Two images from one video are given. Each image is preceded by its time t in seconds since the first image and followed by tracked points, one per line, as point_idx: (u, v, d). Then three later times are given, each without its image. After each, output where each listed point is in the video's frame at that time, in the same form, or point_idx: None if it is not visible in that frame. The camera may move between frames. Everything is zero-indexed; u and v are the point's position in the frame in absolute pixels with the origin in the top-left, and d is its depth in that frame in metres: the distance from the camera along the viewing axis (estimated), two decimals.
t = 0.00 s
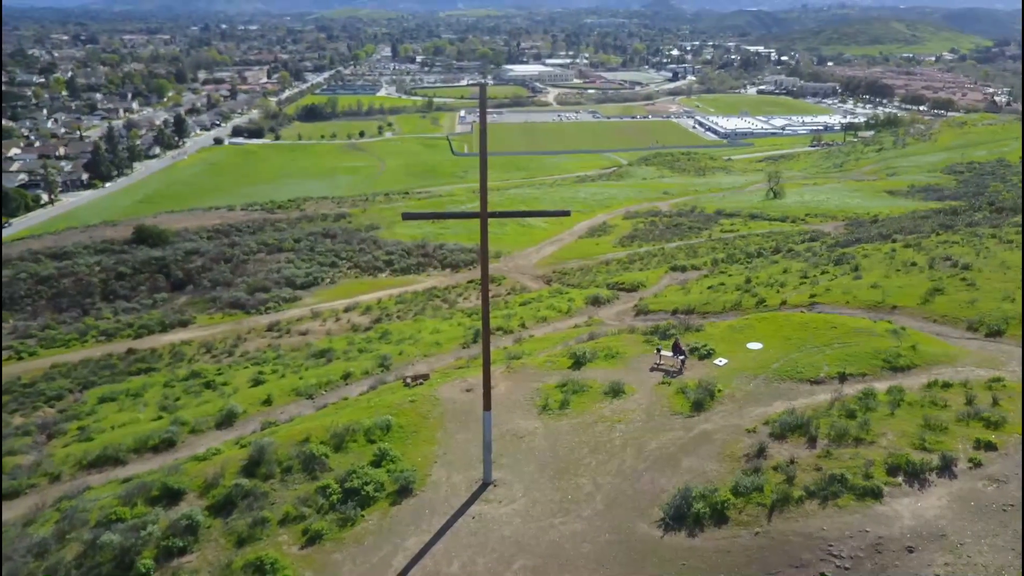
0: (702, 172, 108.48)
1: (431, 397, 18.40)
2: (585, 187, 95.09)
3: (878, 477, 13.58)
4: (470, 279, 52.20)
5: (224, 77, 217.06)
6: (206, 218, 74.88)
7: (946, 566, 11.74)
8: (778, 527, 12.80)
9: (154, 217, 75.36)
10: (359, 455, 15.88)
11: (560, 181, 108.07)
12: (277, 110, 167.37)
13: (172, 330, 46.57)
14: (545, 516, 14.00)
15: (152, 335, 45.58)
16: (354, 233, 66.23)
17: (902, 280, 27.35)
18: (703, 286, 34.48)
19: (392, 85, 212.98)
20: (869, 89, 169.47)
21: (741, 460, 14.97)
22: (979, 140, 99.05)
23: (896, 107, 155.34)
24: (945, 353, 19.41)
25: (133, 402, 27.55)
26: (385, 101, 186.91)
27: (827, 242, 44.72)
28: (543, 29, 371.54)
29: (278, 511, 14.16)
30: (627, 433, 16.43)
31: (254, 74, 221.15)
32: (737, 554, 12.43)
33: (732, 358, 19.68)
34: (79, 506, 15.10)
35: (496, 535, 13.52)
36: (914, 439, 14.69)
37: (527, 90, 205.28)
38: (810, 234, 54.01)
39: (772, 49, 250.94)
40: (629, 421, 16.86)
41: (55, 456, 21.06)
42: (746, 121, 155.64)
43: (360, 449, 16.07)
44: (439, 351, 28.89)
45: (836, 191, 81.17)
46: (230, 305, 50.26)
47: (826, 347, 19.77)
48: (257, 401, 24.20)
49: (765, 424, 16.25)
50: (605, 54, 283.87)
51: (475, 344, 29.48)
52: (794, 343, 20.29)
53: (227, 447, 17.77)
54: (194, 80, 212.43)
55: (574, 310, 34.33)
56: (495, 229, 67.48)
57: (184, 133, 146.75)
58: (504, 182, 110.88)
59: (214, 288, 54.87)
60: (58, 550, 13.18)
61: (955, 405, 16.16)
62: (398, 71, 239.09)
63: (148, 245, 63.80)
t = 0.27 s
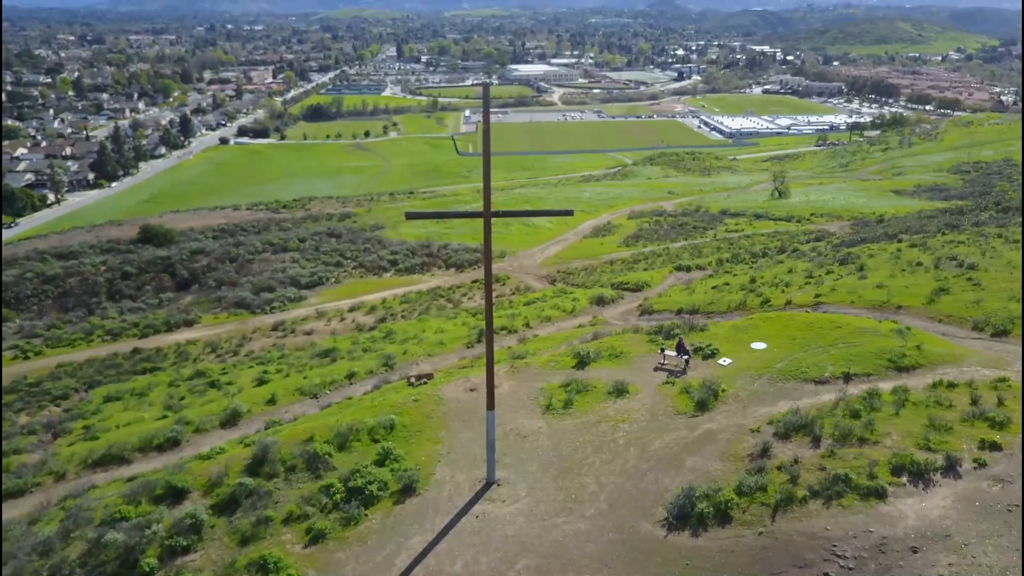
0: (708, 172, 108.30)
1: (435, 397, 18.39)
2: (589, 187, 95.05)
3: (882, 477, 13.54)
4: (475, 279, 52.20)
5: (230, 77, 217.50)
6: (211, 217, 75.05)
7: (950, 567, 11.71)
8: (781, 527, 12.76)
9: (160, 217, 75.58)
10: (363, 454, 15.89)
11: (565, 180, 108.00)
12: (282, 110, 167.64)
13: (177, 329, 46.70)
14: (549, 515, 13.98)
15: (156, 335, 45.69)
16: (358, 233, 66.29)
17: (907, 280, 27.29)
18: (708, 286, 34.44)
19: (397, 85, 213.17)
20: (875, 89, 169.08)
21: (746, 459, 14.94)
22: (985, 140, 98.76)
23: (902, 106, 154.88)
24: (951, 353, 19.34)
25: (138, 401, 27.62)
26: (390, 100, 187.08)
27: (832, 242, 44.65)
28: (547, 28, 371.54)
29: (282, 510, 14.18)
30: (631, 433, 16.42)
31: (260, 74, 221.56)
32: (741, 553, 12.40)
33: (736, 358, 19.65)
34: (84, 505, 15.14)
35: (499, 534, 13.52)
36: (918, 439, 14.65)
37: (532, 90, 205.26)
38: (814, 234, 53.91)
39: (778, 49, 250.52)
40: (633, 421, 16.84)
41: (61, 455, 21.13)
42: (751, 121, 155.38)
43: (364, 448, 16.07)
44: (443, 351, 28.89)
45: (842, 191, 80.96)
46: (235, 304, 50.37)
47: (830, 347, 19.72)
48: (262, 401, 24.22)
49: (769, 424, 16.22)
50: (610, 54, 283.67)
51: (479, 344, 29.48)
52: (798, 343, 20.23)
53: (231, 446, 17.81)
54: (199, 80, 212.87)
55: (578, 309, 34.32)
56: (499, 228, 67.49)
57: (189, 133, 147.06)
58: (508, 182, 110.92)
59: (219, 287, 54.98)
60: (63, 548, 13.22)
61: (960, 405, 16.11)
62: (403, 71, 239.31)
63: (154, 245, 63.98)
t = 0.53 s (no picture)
0: (711, 171, 108.12)
1: (436, 397, 18.36)
2: (593, 186, 95.02)
3: (883, 477, 13.49)
4: (477, 278, 52.20)
5: (233, 77, 217.76)
6: (214, 217, 75.17)
7: (951, 568, 11.65)
8: (781, 528, 12.73)
9: (164, 217, 75.72)
10: (364, 453, 15.88)
11: (568, 180, 107.94)
12: (286, 110, 167.83)
13: (180, 329, 46.76)
14: (549, 515, 13.97)
15: (159, 335, 45.77)
16: (361, 232, 66.29)
17: (910, 280, 27.20)
18: (710, 285, 34.39)
19: (400, 85, 213.21)
20: (879, 88, 168.69)
21: (747, 460, 14.91)
22: (989, 139, 98.51)
23: (906, 105, 154.49)
24: (953, 353, 19.26)
25: (140, 401, 27.64)
26: (394, 100, 187.12)
27: (835, 241, 44.59)
28: (551, 28, 371.45)
29: (282, 510, 14.18)
30: (632, 433, 16.39)
31: (264, 74, 221.86)
32: (740, 554, 12.38)
33: (738, 358, 19.60)
34: (84, 505, 15.16)
35: (499, 535, 13.50)
36: (919, 439, 14.59)
37: (536, 90, 205.22)
38: (818, 233, 53.81)
39: (782, 48, 250.04)
40: (634, 421, 16.82)
41: (63, 455, 21.18)
42: (755, 120, 155.18)
43: (364, 448, 16.07)
44: (444, 350, 28.87)
45: (846, 190, 80.77)
46: (237, 304, 50.43)
47: (832, 347, 19.67)
48: (263, 400, 24.22)
49: (770, 424, 16.21)
50: (614, 53, 283.51)
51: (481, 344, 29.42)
52: (800, 343, 20.17)
53: (232, 446, 17.80)
54: (203, 80, 213.25)
55: (580, 309, 34.32)
56: (502, 228, 67.47)
57: (194, 133, 147.25)
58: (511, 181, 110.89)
59: (222, 287, 55.04)
60: (63, 548, 13.25)
61: (962, 405, 16.07)
62: (406, 71, 239.41)
63: (157, 244, 64.09)
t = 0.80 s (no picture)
0: (713, 170, 108.00)
1: (433, 397, 18.30)
2: (594, 185, 94.97)
3: (880, 479, 13.40)
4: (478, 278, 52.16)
5: (235, 76, 217.73)
6: (215, 216, 75.17)
7: (948, 570, 11.57)
8: (777, 529, 12.65)
9: (165, 216, 75.70)
10: (359, 454, 15.81)
11: (569, 179, 107.85)
12: (287, 109, 167.87)
13: (180, 328, 46.74)
14: (544, 517, 13.89)
15: (159, 334, 45.77)
16: (362, 231, 66.24)
17: (910, 279, 27.08)
18: (709, 285, 34.35)
19: (402, 84, 213.06)
20: (881, 87, 168.47)
21: (744, 461, 14.83)
22: (991, 137, 98.34)
23: (908, 104, 154.25)
24: (952, 353, 19.16)
25: (138, 400, 27.62)
26: (395, 99, 187.04)
27: (836, 240, 44.47)
28: (553, 27, 371.28)
29: (276, 511, 14.11)
30: (628, 433, 16.31)
31: (265, 73, 221.69)
32: (736, 556, 12.29)
33: (736, 358, 19.51)
34: (78, 506, 15.11)
35: (494, 536, 13.43)
36: (918, 440, 14.50)
37: (538, 89, 205.14)
38: (819, 232, 53.70)
39: (784, 46, 249.83)
40: (631, 422, 16.74)
41: (59, 454, 21.16)
42: (757, 119, 154.97)
43: (360, 448, 15.99)
44: (443, 350, 28.79)
45: (847, 189, 80.66)
46: (237, 304, 50.39)
47: (831, 347, 19.59)
48: (261, 400, 24.16)
49: (768, 425, 16.12)
50: (616, 52, 283.33)
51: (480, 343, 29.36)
52: (798, 342, 20.08)
53: (228, 446, 17.74)
54: (205, 79, 213.27)
55: (579, 308, 34.26)
56: (502, 227, 67.35)
57: (195, 132, 147.24)
58: (512, 180, 110.79)
59: (222, 286, 55.05)
60: (56, 549, 13.20)
61: (961, 406, 15.97)
62: (408, 70, 239.32)
63: (157, 244, 64.06)
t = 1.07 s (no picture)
0: (714, 168, 107.74)
1: (426, 397, 18.15)
2: (594, 184, 94.75)
3: (876, 482, 13.25)
4: (477, 276, 52.01)
5: (236, 74, 217.59)
6: (215, 215, 75.05)
7: None
8: (771, 533, 12.52)
9: (165, 215, 75.64)
10: (352, 455, 15.70)
11: (570, 177, 107.59)
12: (289, 108, 167.75)
13: (178, 327, 46.64)
14: (536, 520, 13.75)
15: (157, 333, 45.67)
16: (361, 230, 66.07)
17: (909, 279, 26.94)
18: (708, 284, 34.26)
19: (404, 83, 212.92)
20: (884, 85, 168.02)
21: (738, 463, 14.69)
22: (993, 136, 97.98)
23: (910, 102, 153.73)
24: (950, 354, 18.99)
25: (133, 400, 27.51)
26: (397, 97, 186.82)
27: (835, 240, 44.26)
28: (555, 25, 370.70)
29: (266, 514, 13.98)
30: (622, 435, 16.18)
31: (267, 71, 221.51)
32: (729, 560, 12.16)
33: (732, 359, 19.36)
34: (68, 508, 14.99)
35: (485, 539, 13.28)
36: (914, 443, 14.34)
37: (540, 87, 204.82)
38: (819, 231, 53.50)
39: (786, 45, 249.30)
40: (625, 423, 16.60)
41: (52, 455, 21.07)
42: (758, 117, 154.58)
43: (351, 450, 15.86)
44: (439, 350, 28.62)
45: (848, 187, 80.36)
46: (236, 303, 50.29)
47: (828, 347, 19.44)
48: (255, 401, 24.03)
49: (763, 426, 15.98)
50: (617, 51, 282.84)
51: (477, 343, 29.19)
52: (795, 343, 19.92)
53: (220, 448, 17.62)
54: (207, 77, 213.10)
55: (577, 308, 34.11)
56: (502, 226, 67.17)
57: (196, 130, 147.17)
58: (513, 179, 110.60)
59: (221, 285, 54.95)
60: (43, 553, 13.08)
61: (958, 408, 15.81)
62: (410, 68, 239.05)
63: (156, 243, 63.95)
